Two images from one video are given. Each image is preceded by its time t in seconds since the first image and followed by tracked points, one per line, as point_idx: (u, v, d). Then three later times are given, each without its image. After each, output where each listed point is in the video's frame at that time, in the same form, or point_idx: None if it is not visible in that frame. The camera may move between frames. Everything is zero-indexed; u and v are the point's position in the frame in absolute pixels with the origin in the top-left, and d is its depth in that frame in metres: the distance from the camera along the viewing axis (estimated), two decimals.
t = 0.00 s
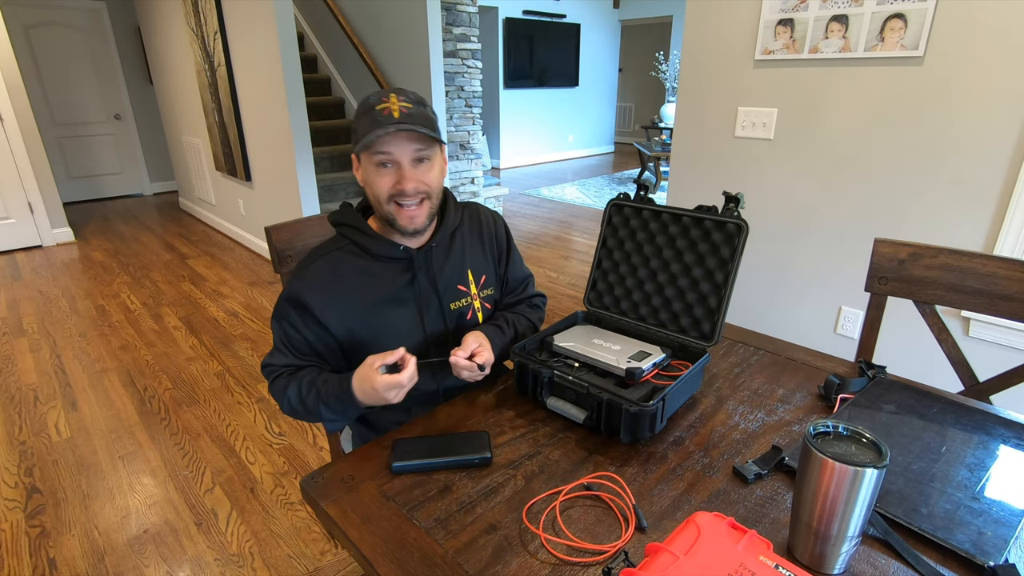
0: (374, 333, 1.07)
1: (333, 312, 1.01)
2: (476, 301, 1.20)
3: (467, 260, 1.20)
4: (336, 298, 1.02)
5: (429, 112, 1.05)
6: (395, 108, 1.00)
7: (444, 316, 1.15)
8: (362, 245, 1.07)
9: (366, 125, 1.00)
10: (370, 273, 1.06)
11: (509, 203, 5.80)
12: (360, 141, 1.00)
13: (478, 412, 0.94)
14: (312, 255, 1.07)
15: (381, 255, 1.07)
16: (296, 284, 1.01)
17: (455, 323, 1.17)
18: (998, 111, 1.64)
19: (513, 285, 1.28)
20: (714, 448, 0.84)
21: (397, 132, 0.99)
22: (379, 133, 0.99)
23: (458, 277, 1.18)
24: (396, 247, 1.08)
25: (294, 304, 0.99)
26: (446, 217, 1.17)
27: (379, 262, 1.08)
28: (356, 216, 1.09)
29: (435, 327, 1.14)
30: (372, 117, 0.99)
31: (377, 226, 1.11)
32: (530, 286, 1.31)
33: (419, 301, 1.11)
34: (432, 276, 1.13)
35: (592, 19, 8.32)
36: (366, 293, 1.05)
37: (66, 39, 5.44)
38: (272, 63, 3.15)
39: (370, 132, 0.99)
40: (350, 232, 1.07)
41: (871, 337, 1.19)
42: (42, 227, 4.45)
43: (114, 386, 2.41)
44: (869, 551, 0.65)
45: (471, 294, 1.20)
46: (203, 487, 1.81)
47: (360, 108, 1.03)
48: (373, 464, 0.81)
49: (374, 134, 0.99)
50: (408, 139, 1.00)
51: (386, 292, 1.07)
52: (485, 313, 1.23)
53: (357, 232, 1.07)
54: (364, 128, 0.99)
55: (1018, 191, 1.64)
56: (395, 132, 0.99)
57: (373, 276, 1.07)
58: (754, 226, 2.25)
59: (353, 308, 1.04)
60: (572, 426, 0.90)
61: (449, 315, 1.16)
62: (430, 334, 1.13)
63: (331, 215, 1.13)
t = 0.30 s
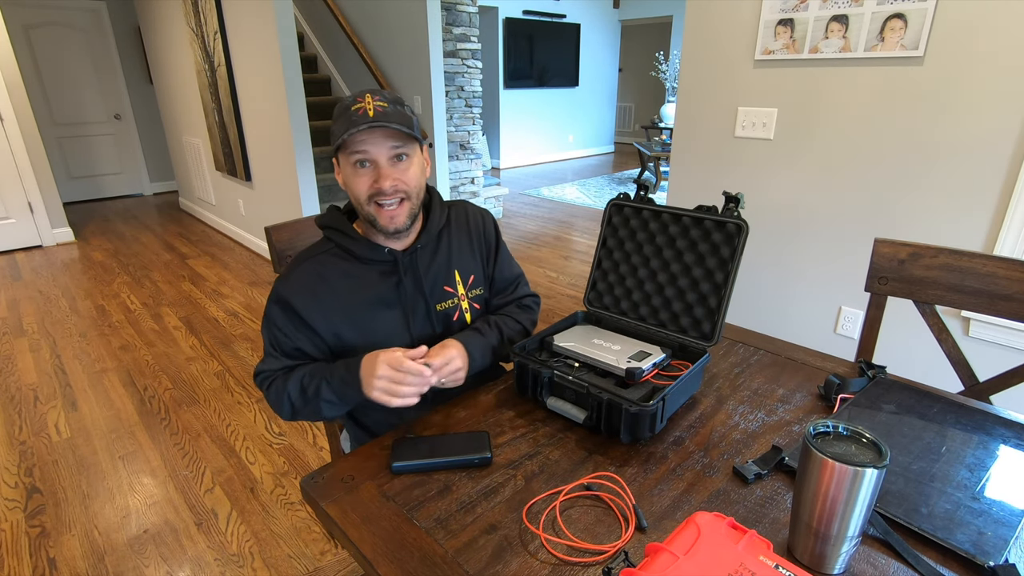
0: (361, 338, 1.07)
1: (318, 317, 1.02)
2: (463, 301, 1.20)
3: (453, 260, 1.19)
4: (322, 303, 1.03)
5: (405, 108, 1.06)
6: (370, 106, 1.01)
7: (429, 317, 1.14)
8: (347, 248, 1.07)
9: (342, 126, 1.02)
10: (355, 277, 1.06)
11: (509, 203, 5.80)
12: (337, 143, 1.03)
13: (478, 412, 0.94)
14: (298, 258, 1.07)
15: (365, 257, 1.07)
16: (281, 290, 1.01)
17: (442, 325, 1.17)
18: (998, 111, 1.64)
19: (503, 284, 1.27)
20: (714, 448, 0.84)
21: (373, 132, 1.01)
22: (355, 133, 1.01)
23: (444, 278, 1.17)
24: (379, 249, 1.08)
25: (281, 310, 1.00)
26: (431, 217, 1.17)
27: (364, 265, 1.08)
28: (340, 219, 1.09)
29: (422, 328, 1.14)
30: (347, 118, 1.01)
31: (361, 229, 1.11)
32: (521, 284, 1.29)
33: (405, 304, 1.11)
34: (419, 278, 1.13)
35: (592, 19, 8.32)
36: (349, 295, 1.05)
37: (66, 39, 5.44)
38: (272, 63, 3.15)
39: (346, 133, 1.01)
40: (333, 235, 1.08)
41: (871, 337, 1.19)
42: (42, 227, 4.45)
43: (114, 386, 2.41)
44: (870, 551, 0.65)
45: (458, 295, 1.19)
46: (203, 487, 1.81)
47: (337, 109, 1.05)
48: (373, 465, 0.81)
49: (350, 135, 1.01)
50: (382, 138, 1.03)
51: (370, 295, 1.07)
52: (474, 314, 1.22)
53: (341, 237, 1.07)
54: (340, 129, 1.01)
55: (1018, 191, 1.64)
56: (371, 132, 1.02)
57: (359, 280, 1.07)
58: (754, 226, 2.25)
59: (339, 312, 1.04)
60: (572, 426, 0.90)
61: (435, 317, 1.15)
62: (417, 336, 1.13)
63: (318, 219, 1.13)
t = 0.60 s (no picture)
0: (360, 340, 1.07)
1: (317, 319, 1.02)
2: (461, 302, 1.20)
3: (451, 261, 1.20)
4: (320, 306, 1.03)
5: (401, 109, 1.06)
6: (368, 106, 1.01)
7: (428, 319, 1.14)
8: (344, 250, 1.07)
9: (339, 126, 1.01)
10: (353, 280, 1.07)
11: (509, 203, 5.80)
12: (333, 143, 1.02)
13: (478, 412, 0.94)
14: (296, 261, 1.07)
15: (363, 259, 1.07)
16: (279, 293, 1.01)
17: (441, 326, 1.16)
18: (998, 111, 1.64)
19: (501, 284, 1.27)
20: (714, 448, 0.84)
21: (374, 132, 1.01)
22: (353, 133, 1.01)
23: (442, 278, 1.17)
24: (377, 251, 1.08)
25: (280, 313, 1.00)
26: (428, 218, 1.17)
27: (362, 267, 1.08)
28: (336, 221, 1.09)
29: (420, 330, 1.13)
30: (344, 118, 1.00)
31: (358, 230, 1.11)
32: (518, 284, 1.30)
33: (404, 306, 1.11)
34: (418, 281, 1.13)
35: (592, 19, 8.32)
36: (347, 297, 1.05)
37: (66, 39, 5.44)
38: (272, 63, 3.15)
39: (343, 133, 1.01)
40: (330, 236, 1.07)
41: (871, 337, 1.19)
42: (42, 227, 4.45)
43: (114, 386, 2.41)
44: (869, 551, 0.65)
45: (456, 296, 1.19)
46: (203, 487, 1.81)
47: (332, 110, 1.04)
48: (373, 465, 0.81)
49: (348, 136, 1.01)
50: (380, 137, 1.03)
51: (369, 297, 1.07)
52: (472, 314, 1.22)
53: (338, 240, 1.07)
54: (337, 130, 1.01)
55: (1018, 191, 1.64)
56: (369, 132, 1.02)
57: (357, 282, 1.07)
58: (754, 226, 2.24)
59: (337, 314, 1.04)
60: (572, 426, 0.90)
61: (434, 318, 1.15)
62: (416, 338, 1.13)
63: (314, 220, 1.13)
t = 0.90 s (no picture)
0: (367, 339, 1.07)
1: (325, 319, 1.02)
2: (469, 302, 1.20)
3: (458, 261, 1.20)
4: (325, 306, 1.02)
5: (413, 113, 1.06)
6: (382, 110, 1.01)
7: (435, 318, 1.15)
8: (351, 250, 1.07)
9: (353, 129, 1.00)
10: (361, 281, 1.06)
11: (509, 203, 5.80)
12: (347, 145, 1.01)
13: (478, 412, 0.94)
14: (300, 261, 1.07)
15: (370, 259, 1.07)
16: (286, 293, 1.00)
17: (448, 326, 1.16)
18: (998, 111, 1.64)
19: (507, 283, 1.30)
20: (714, 448, 0.84)
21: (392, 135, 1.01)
22: (369, 136, 1.00)
23: (450, 278, 1.18)
24: (385, 252, 1.08)
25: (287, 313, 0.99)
26: (436, 219, 1.17)
27: (369, 267, 1.08)
28: (343, 221, 1.09)
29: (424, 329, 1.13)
30: (359, 121, 1.00)
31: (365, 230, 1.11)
32: (521, 283, 1.32)
33: (410, 306, 1.11)
34: (426, 283, 1.13)
35: (592, 19, 8.32)
36: (352, 297, 1.05)
37: (66, 39, 5.44)
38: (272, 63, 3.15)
39: (358, 135, 1.00)
40: (337, 235, 1.07)
41: (871, 337, 1.19)
42: (42, 227, 4.45)
43: (114, 386, 2.41)
44: (869, 551, 0.65)
45: (464, 296, 1.20)
46: (203, 487, 1.81)
47: (344, 111, 1.03)
48: (373, 465, 0.81)
49: (365, 138, 1.00)
50: (395, 141, 1.02)
51: (376, 297, 1.07)
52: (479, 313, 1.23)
53: (346, 243, 1.07)
54: (351, 132, 1.00)
55: (1018, 191, 1.64)
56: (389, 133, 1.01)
57: (363, 282, 1.07)
58: (754, 226, 2.24)
59: (343, 314, 1.04)
60: (572, 426, 0.90)
61: (441, 317, 1.16)
62: (422, 338, 1.13)
63: (319, 220, 1.13)
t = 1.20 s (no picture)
0: (375, 336, 1.06)
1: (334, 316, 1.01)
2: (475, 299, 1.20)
3: (464, 258, 1.20)
4: (336, 302, 1.02)
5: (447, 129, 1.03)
6: (438, 127, 0.96)
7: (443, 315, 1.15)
8: (360, 248, 1.06)
9: (416, 147, 0.92)
10: (371, 278, 1.06)
11: (509, 203, 5.80)
12: (410, 163, 0.91)
13: (478, 412, 0.94)
14: (308, 260, 1.06)
15: (379, 257, 1.07)
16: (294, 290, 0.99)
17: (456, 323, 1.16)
18: (998, 111, 1.64)
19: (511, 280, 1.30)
20: (714, 448, 0.84)
21: (455, 153, 0.95)
22: (438, 155, 0.93)
23: (456, 276, 1.18)
24: (395, 249, 1.08)
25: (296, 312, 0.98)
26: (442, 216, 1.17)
27: (378, 264, 1.07)
28: (351, 220, 1.09)
29: (432, 326, 1.13)
30: (422, 140, 0.92)
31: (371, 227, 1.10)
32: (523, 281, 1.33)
33: (419, 303, 1.11)
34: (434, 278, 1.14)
35: (592, 19, 8.32)
36: (362, 294, 1.05)
37: (65, 39, 5.44)
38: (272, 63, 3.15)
39: (426, 155, 0.92)
40: (344, 234, 1.07)
41: (871, 337, 1.19)
42: (42, 227, 4.45)
43: (114, 386, 2.41)
44: (869, 551, 0.65)
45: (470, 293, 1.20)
46: (203, 487, 1.81)
47: (388, 123, 0.92)
48: (373, 465, 0.81)
49: (433, 158, 0.92)
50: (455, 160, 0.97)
51: (385, 294, 1.07)
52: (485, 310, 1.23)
53: (356, 241, 1.07)
54: (416, 151, 0.92)
55: (1018, 191, 1.64)
56: (450, 151, 0.95)
57: (373, 279, 1.06)
58: (754, 226, 2.24)
59: (353, 311, 1.03)
60: (572, 426, 0.90)
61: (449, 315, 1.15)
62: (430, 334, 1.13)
63: (324, 221, 1.12)
